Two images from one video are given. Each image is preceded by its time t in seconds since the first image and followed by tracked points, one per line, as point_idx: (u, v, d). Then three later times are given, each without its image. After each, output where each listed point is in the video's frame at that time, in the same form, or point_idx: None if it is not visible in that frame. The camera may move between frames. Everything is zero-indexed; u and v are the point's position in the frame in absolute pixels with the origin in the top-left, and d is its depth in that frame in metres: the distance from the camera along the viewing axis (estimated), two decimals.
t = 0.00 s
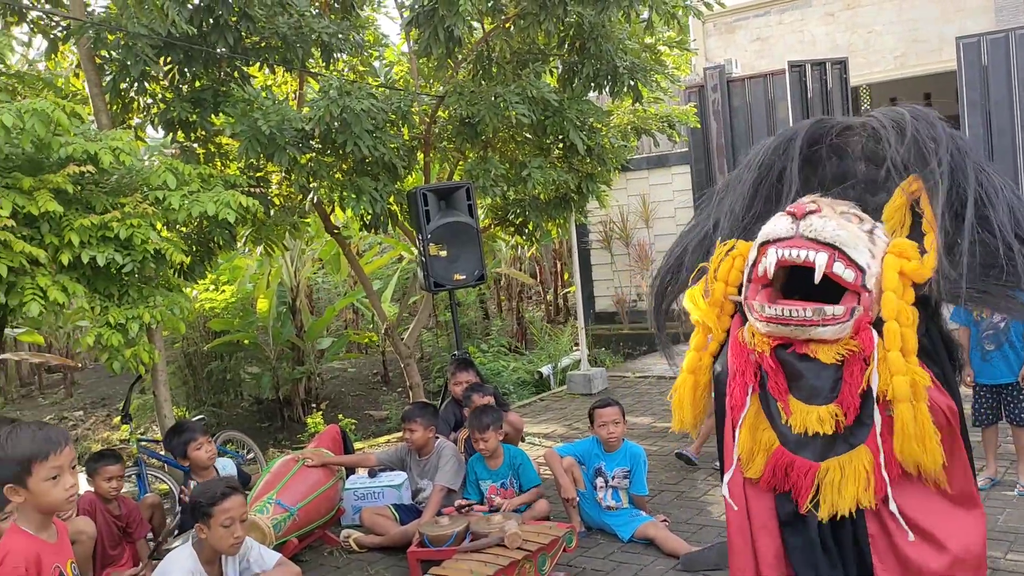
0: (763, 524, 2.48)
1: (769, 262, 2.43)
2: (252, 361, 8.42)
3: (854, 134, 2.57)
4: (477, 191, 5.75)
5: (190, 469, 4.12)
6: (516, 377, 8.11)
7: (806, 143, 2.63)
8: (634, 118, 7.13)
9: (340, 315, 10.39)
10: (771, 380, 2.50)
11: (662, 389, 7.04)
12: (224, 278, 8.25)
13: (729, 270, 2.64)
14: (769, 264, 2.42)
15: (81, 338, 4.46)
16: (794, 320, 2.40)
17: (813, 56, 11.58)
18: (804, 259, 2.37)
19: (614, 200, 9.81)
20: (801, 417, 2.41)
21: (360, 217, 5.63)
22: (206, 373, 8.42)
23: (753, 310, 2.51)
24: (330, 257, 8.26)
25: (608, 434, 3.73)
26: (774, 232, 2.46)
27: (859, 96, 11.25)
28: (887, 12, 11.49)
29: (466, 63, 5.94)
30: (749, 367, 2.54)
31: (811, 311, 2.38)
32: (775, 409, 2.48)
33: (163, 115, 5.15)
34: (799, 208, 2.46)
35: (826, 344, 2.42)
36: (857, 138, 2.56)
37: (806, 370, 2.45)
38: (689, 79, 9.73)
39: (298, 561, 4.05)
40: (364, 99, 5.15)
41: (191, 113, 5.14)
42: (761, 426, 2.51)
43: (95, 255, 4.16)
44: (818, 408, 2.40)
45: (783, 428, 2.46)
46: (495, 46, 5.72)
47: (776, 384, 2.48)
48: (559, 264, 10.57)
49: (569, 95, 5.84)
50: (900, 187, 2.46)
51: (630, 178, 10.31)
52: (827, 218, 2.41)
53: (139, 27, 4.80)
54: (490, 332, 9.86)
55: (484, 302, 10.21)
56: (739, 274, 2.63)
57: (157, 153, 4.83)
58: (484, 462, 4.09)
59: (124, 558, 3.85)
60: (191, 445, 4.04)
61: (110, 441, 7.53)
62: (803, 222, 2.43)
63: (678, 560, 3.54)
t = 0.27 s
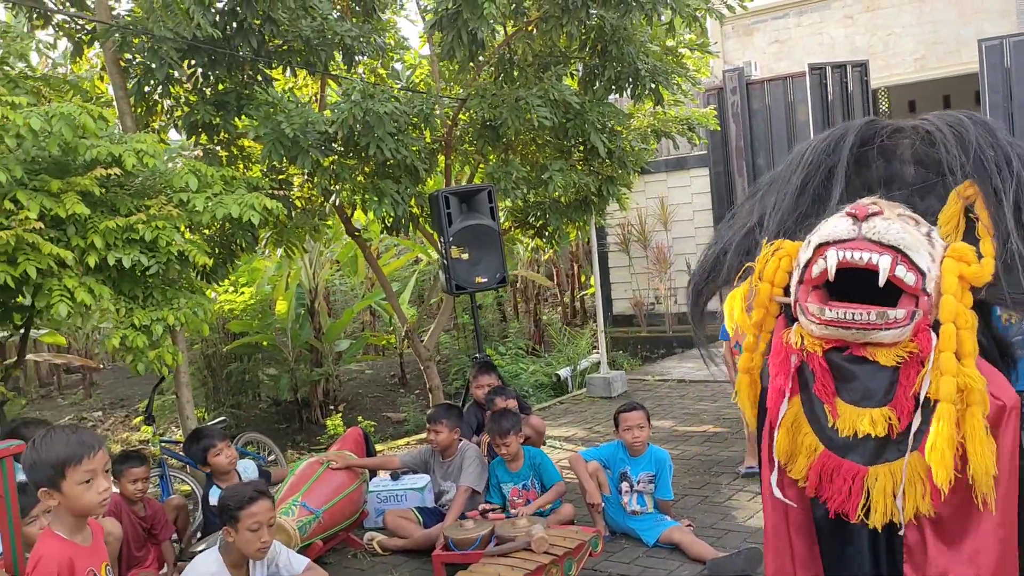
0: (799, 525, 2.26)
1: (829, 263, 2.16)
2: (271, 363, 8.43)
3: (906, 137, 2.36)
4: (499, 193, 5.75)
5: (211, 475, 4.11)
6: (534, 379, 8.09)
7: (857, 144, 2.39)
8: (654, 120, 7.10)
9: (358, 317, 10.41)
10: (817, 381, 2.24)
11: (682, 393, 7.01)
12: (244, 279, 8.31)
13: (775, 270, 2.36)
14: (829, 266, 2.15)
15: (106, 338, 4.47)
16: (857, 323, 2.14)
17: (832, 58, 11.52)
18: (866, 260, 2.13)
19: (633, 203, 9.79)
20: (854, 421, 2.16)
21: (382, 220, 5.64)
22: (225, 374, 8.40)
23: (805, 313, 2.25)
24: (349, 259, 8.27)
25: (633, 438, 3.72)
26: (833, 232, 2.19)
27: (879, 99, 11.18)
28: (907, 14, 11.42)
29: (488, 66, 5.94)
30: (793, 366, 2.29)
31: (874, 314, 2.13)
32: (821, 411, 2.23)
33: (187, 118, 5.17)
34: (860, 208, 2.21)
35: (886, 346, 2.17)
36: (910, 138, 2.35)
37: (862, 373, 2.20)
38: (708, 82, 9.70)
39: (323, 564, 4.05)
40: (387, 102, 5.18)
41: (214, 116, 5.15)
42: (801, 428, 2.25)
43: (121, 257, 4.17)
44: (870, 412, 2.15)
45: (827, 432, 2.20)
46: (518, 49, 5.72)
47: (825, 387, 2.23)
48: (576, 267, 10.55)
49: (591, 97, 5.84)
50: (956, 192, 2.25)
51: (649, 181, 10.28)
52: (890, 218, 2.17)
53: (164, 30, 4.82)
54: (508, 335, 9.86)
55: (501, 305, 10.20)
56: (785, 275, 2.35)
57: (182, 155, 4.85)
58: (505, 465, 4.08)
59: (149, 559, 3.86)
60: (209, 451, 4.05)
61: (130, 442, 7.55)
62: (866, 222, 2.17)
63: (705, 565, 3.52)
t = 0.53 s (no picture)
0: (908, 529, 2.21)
1: (926, 250, 2.12)
2: (282, 359, 8.44)
3: (930, 117, 2.31)
4: (514, 191, 5.75)
5: (227, 471, 4.12)
6: (546, 377, 8.09)
7: (886, 136, 2.32)
8: (669, 119, 7.08)
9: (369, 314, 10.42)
10: (934, 374, 2.19)
11: (695, 391, 6.99)
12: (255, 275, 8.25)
13: (853, 273, 2.27)
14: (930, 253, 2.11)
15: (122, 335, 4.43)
16: (976, 301, 2.11)
17: (846, 57, 11.47)
18: (967, 237, 2.09)
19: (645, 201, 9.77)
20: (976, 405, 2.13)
21: (397, 217, 5.64)
22: (237, 370, 8.41)
23: (905, 307, 2.19)
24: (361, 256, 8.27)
25: (652, 436, 3.71)
26: (922, 217, 2.14)
27: (893, 98, 11.14)
28: (921, 13, 11.37)
29: (504, 63, 5.94)
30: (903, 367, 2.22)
31: (993, 287, 2.10)
32: (945, 403, 2.17)
33: (203, 114, 5.17)
34: (942, 189, 2.16)
35: (1002, 320, 2.16)
36: (937, 117, 2.31)
37: (981, 355, 2.18)
38: (721, 80, 9.69)
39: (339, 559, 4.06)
40: (404, 98, 5.15)
41: (230, 112, 5.16)
42: (923, 427, 2.18)
43: (139, 252, 4.18)
44: (1000, 392, 2.13)
45: (954, 424, 2.15)
46: (534, 46, 5.71)
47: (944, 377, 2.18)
48: (587, 265, 10.54)
49: (605, 95, 5.80)
50: (996, 154, 2.24)
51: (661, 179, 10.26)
52: (978, 191, 2.15)
53: (183, 26, 4.82)
54: (519, 333, 9.85)
55: (512, 302, 10.19)
56: (865, 276, 2.26)
57: (199, 151, 4.86)
58: (521, 459, 4.08)
59: (166, 554, 3.87)
60: (225, 447, 4.04)
61: (142, 436, 7.57)
62: (955, 201, 2.13)
63: (724, 563, 3.52)
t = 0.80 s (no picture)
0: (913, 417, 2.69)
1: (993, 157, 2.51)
2: (276, 355, 8.41)
3: None
4: (511, 187, 5.73)
5: (226, 465, 4.11)
6: (541, 374, 8.08)
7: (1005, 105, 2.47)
8: (666, 117, 7.08)
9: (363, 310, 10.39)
10: (954, 296, 2.61)
11: (690, 389, 6.99)
12: (250, 271, 8.20)
13: (907, 177, 2.75)
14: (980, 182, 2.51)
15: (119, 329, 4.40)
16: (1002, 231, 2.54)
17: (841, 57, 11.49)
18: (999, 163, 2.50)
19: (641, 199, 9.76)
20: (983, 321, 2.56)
21: (394, 213, 5.62)
22: (231, 366, 8.37)
23: (945, 216, 2.62)
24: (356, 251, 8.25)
25: (649, 434, 3.71)
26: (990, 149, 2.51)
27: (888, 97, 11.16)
28: (917, 14, 11.39)
29: (502, 60, 5.93)
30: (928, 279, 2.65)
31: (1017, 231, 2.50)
32: (957, 325, 2.61)
33: (200, 108, 5.15)
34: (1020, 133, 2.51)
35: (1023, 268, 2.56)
36: None
37: (1005, 285, 2.58)
38: (718, 78, 9.69)
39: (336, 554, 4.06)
40: (401, 94, 5.12)
41: (227, 106, 5.14)
42: (936, 335, 2.68)
43: (136, 246, 4.16)
44: (1010, 327, 2.54)
45: (961, 343, 2.60)
46: (532, 42, 5.70)
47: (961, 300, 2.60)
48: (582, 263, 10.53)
49: (604, 92, 5.82)
50: None
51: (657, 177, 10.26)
52: None
53: (180, 18, 4.79)
54: (514, 330, 9.85)
55: (507, 299, 10.19)
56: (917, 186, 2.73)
57: (197, 145, 4.84)
58: (520, 454, 4.04)
59: (161, 549, 3.86)
60: (223, 442, 4.03)
61: (135, 431, 7.54)
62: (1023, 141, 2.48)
63: (721, 561, 3.52)
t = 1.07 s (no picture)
0: None
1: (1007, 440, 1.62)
2: (252, 353, 8.34)
3: None
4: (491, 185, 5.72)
5: (203, 464, 4.07)
6: (519, 372, 8.08)
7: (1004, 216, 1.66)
8: (644, 115, 7.11)
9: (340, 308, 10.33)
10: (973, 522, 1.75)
11: (668, 387, 7.01)
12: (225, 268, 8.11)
13: (903, 383, 1.78)
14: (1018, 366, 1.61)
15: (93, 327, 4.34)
16: None
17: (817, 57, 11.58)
18: None
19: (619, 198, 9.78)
20: None
21: (373, 209, 5.59)
22: (206, 364, 8.30)
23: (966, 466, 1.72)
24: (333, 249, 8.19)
25: (630, 431, 3.73)
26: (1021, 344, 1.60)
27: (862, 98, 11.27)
28: (890, 15, 11.53)
29: (481, 57, 5.93)
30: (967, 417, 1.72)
31: None
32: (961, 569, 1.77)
33: (176, 103, 5.10)
34: None
35: None
36: None
37: None
38: (695, 78, 9.74)
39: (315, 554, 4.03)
40: (381, 90, 5.11)
41: (204, 102, 5.09)
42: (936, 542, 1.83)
43: (111, 242, 4.10)
44: None
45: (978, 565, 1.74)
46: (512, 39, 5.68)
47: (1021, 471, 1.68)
48: (560, 261, 10.55)
49: (582, 90, 5.80)
50: None
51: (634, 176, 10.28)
52: None
53: (157, 12, 4.73)
54: (491, 328, 9.84)
55: (484, 298, 10.17)
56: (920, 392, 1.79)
57: (173, 140, 4.78)
58: (510, 452, 4.04)
59: (137, 549, 3.80)
60: (201, 440, 3.99)
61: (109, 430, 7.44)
62: None
63: (701, 557, 3.54)
